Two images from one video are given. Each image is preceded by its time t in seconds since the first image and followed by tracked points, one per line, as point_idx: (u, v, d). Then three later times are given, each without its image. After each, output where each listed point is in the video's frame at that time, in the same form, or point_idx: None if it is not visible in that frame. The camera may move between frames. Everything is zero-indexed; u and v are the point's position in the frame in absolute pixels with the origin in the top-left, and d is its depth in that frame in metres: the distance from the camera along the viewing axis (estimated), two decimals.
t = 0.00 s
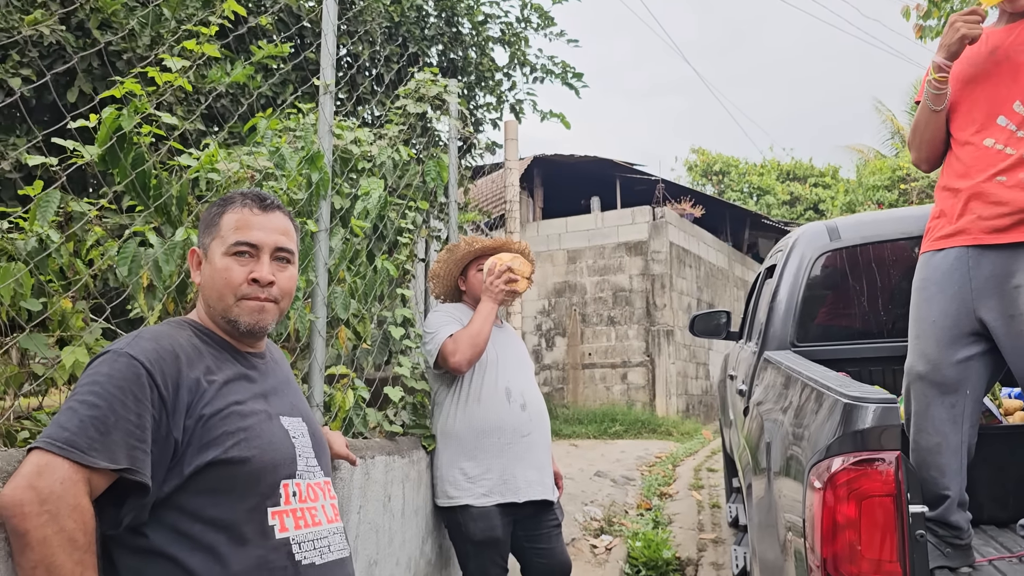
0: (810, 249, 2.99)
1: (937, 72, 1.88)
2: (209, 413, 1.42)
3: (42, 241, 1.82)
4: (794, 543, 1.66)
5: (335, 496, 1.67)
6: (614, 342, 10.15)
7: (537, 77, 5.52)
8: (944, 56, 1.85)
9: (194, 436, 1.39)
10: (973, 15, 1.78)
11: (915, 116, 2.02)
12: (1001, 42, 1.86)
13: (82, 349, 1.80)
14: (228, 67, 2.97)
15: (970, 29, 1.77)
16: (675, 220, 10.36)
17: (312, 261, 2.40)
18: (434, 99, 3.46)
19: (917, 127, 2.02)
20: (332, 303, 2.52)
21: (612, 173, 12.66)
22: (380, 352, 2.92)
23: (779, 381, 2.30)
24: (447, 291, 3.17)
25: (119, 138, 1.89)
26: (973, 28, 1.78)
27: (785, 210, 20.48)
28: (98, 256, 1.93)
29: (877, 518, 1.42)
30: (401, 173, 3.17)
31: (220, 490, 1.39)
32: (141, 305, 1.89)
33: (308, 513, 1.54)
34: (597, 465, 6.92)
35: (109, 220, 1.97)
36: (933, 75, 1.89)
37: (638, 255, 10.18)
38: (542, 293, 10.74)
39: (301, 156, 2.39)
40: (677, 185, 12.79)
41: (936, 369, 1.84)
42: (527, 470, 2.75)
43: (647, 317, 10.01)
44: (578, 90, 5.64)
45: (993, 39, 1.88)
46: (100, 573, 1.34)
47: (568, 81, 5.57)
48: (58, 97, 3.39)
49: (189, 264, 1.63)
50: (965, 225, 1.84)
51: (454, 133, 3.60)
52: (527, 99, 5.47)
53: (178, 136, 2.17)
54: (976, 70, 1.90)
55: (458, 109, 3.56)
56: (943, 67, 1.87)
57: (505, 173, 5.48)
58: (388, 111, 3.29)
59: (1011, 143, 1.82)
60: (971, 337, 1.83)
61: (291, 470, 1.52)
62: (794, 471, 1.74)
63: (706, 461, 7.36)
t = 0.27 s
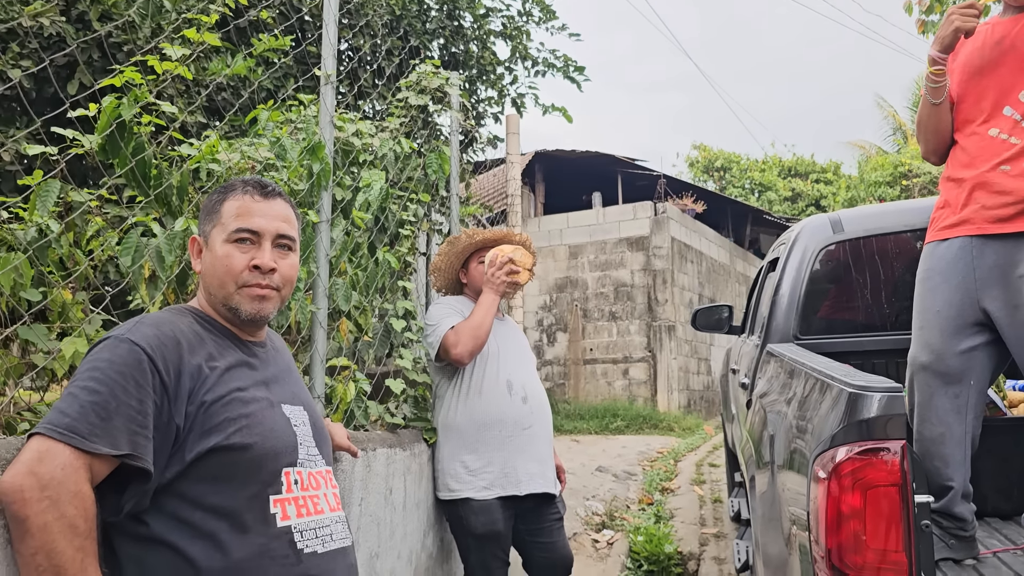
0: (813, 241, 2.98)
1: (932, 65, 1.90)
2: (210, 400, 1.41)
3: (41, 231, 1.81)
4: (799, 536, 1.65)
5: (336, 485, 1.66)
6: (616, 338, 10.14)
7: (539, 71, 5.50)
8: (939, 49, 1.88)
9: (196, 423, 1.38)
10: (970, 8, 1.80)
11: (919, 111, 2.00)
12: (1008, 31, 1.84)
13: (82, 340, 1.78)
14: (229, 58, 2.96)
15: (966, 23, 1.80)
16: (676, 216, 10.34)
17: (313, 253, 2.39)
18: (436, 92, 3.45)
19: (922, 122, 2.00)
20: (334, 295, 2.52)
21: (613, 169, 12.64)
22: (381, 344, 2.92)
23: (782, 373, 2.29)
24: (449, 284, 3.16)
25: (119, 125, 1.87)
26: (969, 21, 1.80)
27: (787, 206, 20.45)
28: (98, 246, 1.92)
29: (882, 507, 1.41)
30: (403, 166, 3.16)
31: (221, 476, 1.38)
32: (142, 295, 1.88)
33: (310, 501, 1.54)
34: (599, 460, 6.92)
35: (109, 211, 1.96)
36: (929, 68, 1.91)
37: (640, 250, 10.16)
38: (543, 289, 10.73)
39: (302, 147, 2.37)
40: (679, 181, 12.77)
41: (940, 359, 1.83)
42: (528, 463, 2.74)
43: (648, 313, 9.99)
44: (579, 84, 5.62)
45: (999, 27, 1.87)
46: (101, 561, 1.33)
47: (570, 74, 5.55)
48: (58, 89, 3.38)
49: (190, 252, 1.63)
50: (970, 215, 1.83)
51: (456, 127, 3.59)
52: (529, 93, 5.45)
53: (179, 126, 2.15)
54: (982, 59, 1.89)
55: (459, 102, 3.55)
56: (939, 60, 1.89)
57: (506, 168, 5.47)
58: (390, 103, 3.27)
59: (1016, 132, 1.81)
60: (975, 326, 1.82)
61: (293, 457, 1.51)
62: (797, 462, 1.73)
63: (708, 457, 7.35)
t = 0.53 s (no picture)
0: (814, 237, 2.97)
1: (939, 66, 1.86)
2: (211, 392, 1.41)
3: (41, 226, 1.81)
4: (799, 533, 1.65)
5: (337, 478, 1.66)
6: (617, 334, 10.13)
7: (540, 66, 5.49)
8: (945, 49, 1.84)
9: (197, 415, 1.38)
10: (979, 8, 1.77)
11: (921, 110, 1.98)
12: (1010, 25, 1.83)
13: (81, 335, 1.82)
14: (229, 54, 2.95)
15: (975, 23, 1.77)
16: (677, 212, 10.33)
17: (313, 248, 2.39)
18: (436, 87, 3.44)
19: (926, 123, 1.98)
20: (334, 290, 2.51)
21: (614, 165, 12.62)
22: (381, 340, 2.92)
23: (782, 369, 2.29)
24: (450, 279, 3.16)
25: (118, 120, 1.87)
26: (979, 21, 1.77)
27: (788, 202, 20.41)
28: (98, 241, 1.92)
29: (882, 503, 1.41)
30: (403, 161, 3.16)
31: (223, 468, 1.38)
32: (142, 290, 1.88)
33: (311, 494, 1.54)
34: (600, 456, 6.92)
35: (109, 206, 1.96)
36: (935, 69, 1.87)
37: (641, 246, 10.15)
38: (544, 285, 10.72)
39: (302, 142, 2.37)
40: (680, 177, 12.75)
41: (940, 354, 1.82)
42: (528, 459, 2.74)
43: (649, 309, 9.99)
44: (580, 79, 5.61)
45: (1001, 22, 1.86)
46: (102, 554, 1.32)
47: (571, 70, 5.54)
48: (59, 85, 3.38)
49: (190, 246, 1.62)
50: (969, 210, 1.83)
51: (456, 122, 3.59)
52: (530, 88, 5.44)
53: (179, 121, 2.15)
54: (983, 54, 1.88)
55: (460, 98, 3.54)
56: (945, 60, 1.85)
57: (507, 164, 5.46)
58: (390, 99, 3.27)
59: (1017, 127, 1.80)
60: (975, 321, 1.81)
61: (294, 449, 1.51)
62: (798, 458, 1.73)
63: (710, 453, 7.35)
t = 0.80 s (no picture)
0: (813, 233, 2.96)
1: (935, 57, 1.85)
2: (212, 386, 1.42)
3: (41, 222, 1.82)
4: (796, 528, 1.65)
5: (337, 472, 1.67)
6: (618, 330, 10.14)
7: (540, 63, 5.49)
8: (940, 40, 1.83)
9: (198, 409, 1.39)
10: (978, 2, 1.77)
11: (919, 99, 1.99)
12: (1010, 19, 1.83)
13: (80, 330, 1.80)
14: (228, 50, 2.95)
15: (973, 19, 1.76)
16: (678, 208, 10.33)
17: (313, 244, 2.40)
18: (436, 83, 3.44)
19: (922, 112, 1.99)
20: (333, 286, 2.52)
21: (615, 161, 12.61)
22: (381, 336, 2.93)
23: (780, 365, 2.29)
24: (449, 275, 3.16)
25: (118, 116, 1.88)
26: (977, 15, 1.76)
27: (790, 198, 20.40)
28: (98, 237, 1.93)
29: (878, 497, 1.42)
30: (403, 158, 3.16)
31: (224, 462, 1.39)
32: (142, 286, 1.89)
33: (311, 487, 1.55)
34: (600, 453, 6.93)
35: (109, 202, 1.96)
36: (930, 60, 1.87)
37: (642, 243, 10.15)
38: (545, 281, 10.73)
39: (301, 138, 2.38)
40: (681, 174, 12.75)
41: (938, 350, 1.83)
42: (528, 455, 2.75)
43: (650, 305, 9.99)
44: (581, 76, 5.61)
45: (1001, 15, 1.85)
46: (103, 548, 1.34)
47: (571, 66, 5.54)
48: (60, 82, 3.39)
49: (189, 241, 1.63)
50: (968, 205, 1.83)
51: (456, 119, 3.59)
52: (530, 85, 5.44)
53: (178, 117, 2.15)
54: (983, 48, 1.87)
55: (460, 94, 3.54)
56: (941, 51, 1.85)
57: (508, 160, 5.46)
58: (390, 95, 3.27)
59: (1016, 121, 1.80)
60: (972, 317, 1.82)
61: (294, 443, 1.52)
62: (795, 453, 1.74)
63: (710, 449, 7.37)
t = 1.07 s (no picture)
0: (813, 229, 2.97)
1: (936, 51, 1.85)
2: (212, 381, 1.43)
3: (45, 219, 1.83)
4: (795, 523, 1.66)
5: (338, 467, 1.68)
6: (619, 327, 10.15)
7: (541, 59, 5.49)
8: (940, 35, 1.83)
9: (199, 404, 1.40)
10: None
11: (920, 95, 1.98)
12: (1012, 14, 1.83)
13: (84, 326, 1.81)
14: (230, 47, 2.96)
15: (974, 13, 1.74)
16: (680, 205, 10.33)
17: (315, 240, 2.42)
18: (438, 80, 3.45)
19: (923, 108, 1.99)
20: (335, 283, 2.53)
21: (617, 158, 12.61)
22: (383, 333, 2.94)
23: (781, 361, 2.30)
24: (450, 272, 3.17)
25: (121, 114, 1.89)
26: (978, 9, 1.74)
27: (791, 195, 20.38)
28: (101, 234, 1.94)
29: (876, 493, 1.43)
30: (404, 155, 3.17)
31: (225, 457, 1.40)
32: (145, 283, 1.90)
33: (312, 482, 1.56)
34: (602, 449, 6.95)
35: (112, 199, 1.97)
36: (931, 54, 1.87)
37: (643, 239, 10.15)
38: (546, 278, 10.74)
39: (303, 135, 2.39)
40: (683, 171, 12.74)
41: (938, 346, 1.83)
42: (528, 451, 2.76)
43: (651, 302, 9.99)
44: (582, 72, 5.61)
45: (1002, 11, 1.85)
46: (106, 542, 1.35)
47: (572, 63, 5.54)
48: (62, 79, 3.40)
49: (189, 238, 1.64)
50: (970, 201, 1.83)
51: (457, 116, 3.60)
52: (531, 82, 5.44)
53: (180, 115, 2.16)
54: (984, 43, 1.88)
55: (461, 91, 3.54)
56: (941, 45, 1.85)
57: (509, 157, 5.47)
58: (392, 92, 3.27)
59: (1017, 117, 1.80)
60: (972, 314, 1.82)
61: (295, 437, 1.53)
62: (794, 448, 1.74)
63: (711, 446, 7.37)
